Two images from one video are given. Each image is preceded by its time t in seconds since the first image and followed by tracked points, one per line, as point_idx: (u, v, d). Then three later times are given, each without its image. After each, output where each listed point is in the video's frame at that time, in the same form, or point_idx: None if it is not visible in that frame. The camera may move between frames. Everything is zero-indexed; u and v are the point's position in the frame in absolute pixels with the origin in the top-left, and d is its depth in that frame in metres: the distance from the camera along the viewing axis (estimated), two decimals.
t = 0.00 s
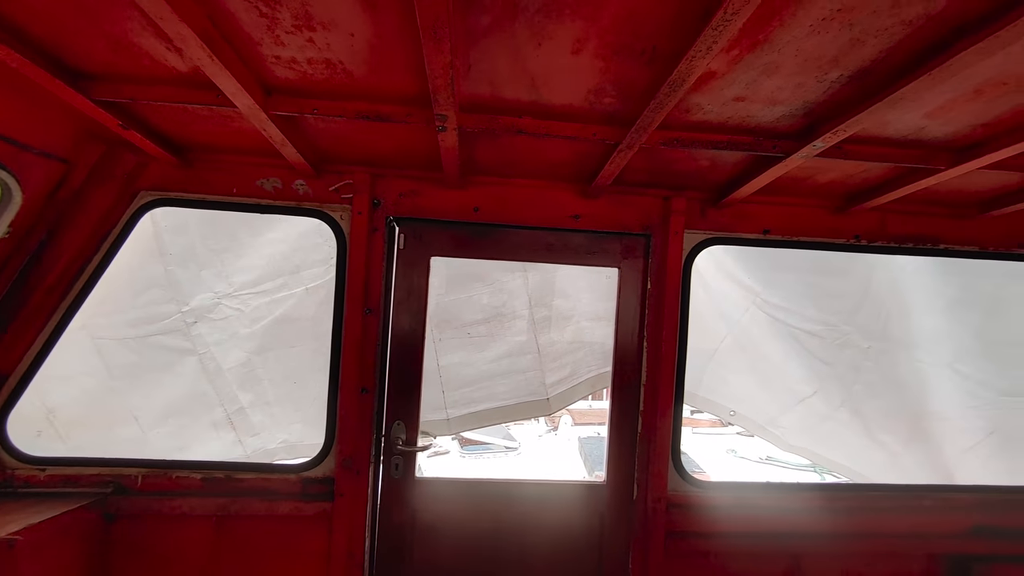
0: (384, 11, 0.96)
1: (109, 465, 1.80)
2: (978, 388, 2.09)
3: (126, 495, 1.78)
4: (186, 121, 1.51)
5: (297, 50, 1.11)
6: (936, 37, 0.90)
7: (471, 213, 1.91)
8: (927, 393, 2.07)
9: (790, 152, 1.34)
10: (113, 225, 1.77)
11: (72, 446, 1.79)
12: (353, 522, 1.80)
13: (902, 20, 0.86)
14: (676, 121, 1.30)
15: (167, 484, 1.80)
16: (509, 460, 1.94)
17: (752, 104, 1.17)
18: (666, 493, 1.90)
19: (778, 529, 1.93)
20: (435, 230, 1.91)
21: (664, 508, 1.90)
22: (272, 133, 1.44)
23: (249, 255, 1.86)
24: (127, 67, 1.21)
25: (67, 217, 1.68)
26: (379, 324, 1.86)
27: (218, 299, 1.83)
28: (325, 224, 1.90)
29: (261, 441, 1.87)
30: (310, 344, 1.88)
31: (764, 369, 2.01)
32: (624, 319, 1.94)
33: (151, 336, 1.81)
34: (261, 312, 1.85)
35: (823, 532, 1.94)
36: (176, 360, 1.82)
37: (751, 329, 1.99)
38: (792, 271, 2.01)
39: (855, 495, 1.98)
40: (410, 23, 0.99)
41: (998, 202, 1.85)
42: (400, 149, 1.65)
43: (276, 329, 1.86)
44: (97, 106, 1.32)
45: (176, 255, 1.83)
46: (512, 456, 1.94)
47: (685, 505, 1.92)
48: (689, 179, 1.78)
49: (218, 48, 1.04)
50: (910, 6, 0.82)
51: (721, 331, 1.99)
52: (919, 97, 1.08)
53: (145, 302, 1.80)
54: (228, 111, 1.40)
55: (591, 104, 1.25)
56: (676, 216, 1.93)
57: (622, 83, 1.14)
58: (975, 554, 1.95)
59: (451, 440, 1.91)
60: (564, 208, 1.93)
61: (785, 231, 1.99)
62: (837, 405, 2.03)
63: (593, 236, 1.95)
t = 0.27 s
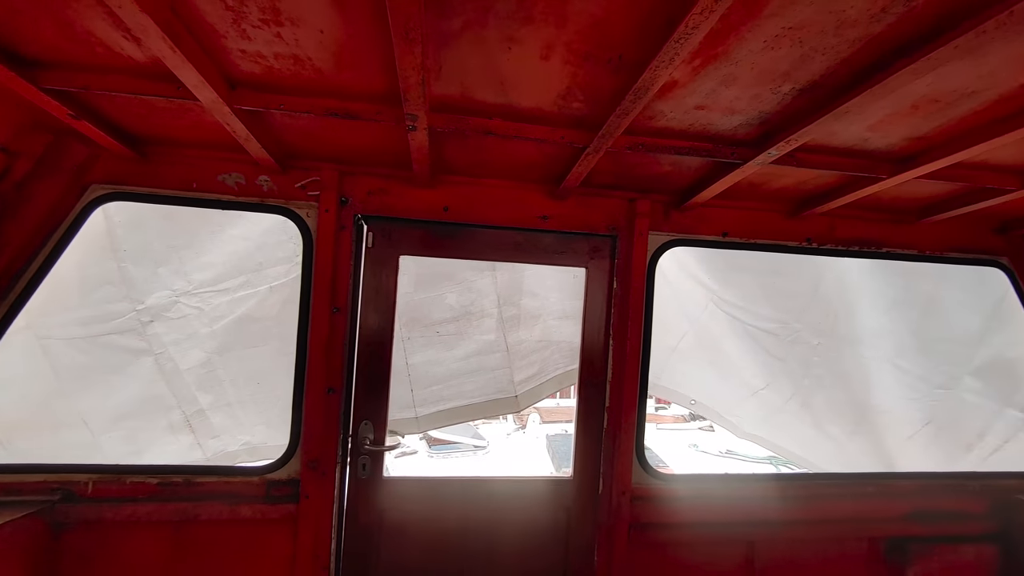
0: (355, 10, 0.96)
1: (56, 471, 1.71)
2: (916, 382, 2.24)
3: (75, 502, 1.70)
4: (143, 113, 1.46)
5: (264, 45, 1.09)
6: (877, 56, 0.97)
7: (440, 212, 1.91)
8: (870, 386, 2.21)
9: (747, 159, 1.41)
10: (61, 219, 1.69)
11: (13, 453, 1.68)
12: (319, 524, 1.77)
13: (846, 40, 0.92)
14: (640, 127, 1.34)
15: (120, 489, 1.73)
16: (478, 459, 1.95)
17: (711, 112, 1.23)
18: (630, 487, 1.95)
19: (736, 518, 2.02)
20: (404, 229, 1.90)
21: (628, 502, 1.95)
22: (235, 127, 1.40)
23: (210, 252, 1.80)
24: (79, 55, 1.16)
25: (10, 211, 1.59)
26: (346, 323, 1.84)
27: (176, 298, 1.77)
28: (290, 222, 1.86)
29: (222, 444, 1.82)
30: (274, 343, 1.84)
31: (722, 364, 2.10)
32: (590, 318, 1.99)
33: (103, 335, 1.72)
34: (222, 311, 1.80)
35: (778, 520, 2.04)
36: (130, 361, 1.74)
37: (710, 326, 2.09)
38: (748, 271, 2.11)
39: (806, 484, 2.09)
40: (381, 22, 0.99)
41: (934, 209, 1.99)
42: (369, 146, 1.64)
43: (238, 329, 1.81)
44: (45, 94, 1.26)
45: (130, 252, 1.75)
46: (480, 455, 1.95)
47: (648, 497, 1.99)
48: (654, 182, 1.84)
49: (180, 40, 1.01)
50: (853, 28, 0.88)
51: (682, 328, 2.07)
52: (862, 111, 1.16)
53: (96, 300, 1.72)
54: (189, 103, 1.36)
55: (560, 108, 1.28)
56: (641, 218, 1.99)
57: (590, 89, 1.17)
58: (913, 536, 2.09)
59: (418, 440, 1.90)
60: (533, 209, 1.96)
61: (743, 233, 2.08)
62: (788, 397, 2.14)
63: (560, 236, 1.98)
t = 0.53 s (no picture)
0: (317, 6, 0.95)
1: None
2: (861, 377, 2.38)
3: (16, 510, 1.61)
4: (92, 103, 1.40)
5: (222, 38, 1.07)
6: (820, 71, 1.03)
7: (406, 211, 1.91)
8: (819, 381, 2.33)
9: (704, 164, 1.46)
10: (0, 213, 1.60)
11: None
12: (280, 526, 1.75)
13: (791, 55, 0.98)
14: (603, 130, 1.37)
15: (64, 496, 1.64)
16: (446, 459, 1.96)
17: (669, 119, 1.27)
18: (593, 481, 2.00)
19: (694, 510, 2.09)
20: (370, 227, 1.88)
21: (591, 496, 2.00)
22: (192, 121, 1.36)
23: (164, 248, 1.73)
24: (22, 41, 1.11)
25: None
26: (309, 322, 1.81)
27: (127, 296, 1.70)
28: (250, 218, 1.82)
29: (177, 447, 1.76)
30: (233, 342, 1.79)
31: (681, 360, 2.18)
32: (555, 316, 2.02)
33: (46, 335, 1.64)
34: (177, 310, 1.74)
35: (733, 510, 2.13)
36: (75, 362, 1.66)
37: (670, 324, 2.17)
38: (707, 271, 2.20)
39: (759, 476, 2.18)
40: (344, 20, 0.98)
41: (877, 214, 2.11)
42: (333, 143, 1.62)
43: (195, 328, 1.76)
44: None
45: (76, 247, 1.67)
46: (448, 454, 1.96)
47: (610, 491, 2.04)
48: (617, 184, 1.88)
49: (132, 29, 0.98)
50: (797, 43, 0.94)
51: (644, 326, 2.14)
52: (808, 121, 1.23)
53: (38, 297, 1.63)
54: (143, 94, 1.31)
55: (524, 110, 1.30)
56: (605, 219, 2.03)
57: (553, 92, 1.19)
58: (856, 522, 2.22)
59: (384, 441, 1.90)
60: (499, 209, 1.97)
61: (702, 235, 2.15)
62: (743, 392, 2.23)
63: (526, 236, 2.01)
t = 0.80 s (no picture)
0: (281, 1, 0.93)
1: None
2: (810, 373, 2.56)
3: None
4: (36, 91, 1.32)
5: (180, 28, 1.04)
6: (772, 83, 1.08)
7: (373, 209, 1.89)
8: (773, 377, 2.49)
9: (665, 168, 1.52)
10: None
11: None
12: (240, 531, 1.70)
13: (745, 67, 1.03)
14: (569, 134, 1.40)
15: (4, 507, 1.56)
16: (412, 459, 1.95)
17: (632, 124, 1.31)
18: (558, 478, 2.03)
19: (657, 503, 2.15)
20: (335, 225, 1.85)
21: (557, 492, 2.03)
22: (146, 112, 1.31)
23: (114, 244, 1.66)
24: None
25: None
26: (271, 322, 1.77)
27: (73, 294, 1.61)
28: (208, 214, 1.76)
29: (129, 452, 1.69)
30: (190, 343, 1.73)
31: (646, 358, 2.28)
32: (523, 316, 2.04)
33: None
34: (129, 309, 1.67)
35: (694, 503, 2.20)
36: (17, 365, 1.57)
37: (635, 323, 2.26)
38: (669, 272, 2.28)
39: (717, 469, 2.26)
40: (309, 15, 0.97)
41: (826, 219, 2.23)
42: (296, 139, 1.59)
43: (149, 328, 1.69)
44: None
45: (17, 243, 1.58)
46: (415, 455, 1.95)
47: (575, 487, 2.07)
48: (583, 186, 1.92)
49: (82, 16, 0.94)
50: (750, 57, 0.99)
51: (609, 325, 2.20)
52: (761, 130, 1.29)
53: None
54: (92, 83, 1.26)
55: (492, 111, 1.31)
56: (571, 220, 2.07)
57: (520, 95, 1.21)
58: (808, 511, 2.33)
59: (349, 442, 1.87)
60: (467, 208, 1.98)
61: (665, 236, 2.21)
62: (702, 388, 2.36)
63: (494, 236, 2.02)
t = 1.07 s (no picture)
0: None
1: None
2: (767, 368, 2.64)
3: None
4: None
5: (139, 16, 1.00)
6: (732, 92, 1.13)
7: (340, 207, 1.86)
8: (731, 373, 2.57)
9: (632, 171, 1.56)
10: None
11: None
12: (201, 536, 1.65)
13: (707, 76, 1.07)
14: (538, 135, 1.42)
15: None
16: (380, 460, 1.95)
17: (600, 127, 1.35)
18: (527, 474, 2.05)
19: (623, 497, 2.21)
20: (301, 222, 1.82)
21: (525, 488, 2.05)
22: (100, 102, 1.26)
23: (63, 239, 1.57)
24: None
25: None
26: (233, 320, 1.72)
27: (18, 291, 1.53)
28: (167, 209, 1.70)
29: (80, 457, 1.61)
30: (147, 342, 1.67)
31: (610, 354, 2.33)
32: (492, 314, 2.06)
33: None
34: (79, 307, 1.59)
35: (657, 496, 2.27)
36: None
37: (600, 320, 2.31)
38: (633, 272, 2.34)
39: (680, 462, 2.34)
40: (276, 9, 0.96)
41: (782, 222, 2.34)
42: (261, 133, 1.55)
43: (101, 327, 1.62)
44: None
45: None
46: (383, 455, 1.95)
47: (544, 483, 2.11)
48: (552, 186, 1.94)
49: None
50: (711, 66, 1.03)
51: (576, 322, 2.24)
52: (721, 136, 1.35)
53: None
54: (41, 70, 1.19)
55: (462, 111, 1.32)
56: (540, 220, 2.09)
57: (490, 95, 1.22)
58: (764, 500, 2.44)
59: (315, 443, 1.84)
60: (437, 207, 1.98)
61: (631, 236, 2.27)
62: (665, 383, 2.42)
63: (464, 235, 2.03)
